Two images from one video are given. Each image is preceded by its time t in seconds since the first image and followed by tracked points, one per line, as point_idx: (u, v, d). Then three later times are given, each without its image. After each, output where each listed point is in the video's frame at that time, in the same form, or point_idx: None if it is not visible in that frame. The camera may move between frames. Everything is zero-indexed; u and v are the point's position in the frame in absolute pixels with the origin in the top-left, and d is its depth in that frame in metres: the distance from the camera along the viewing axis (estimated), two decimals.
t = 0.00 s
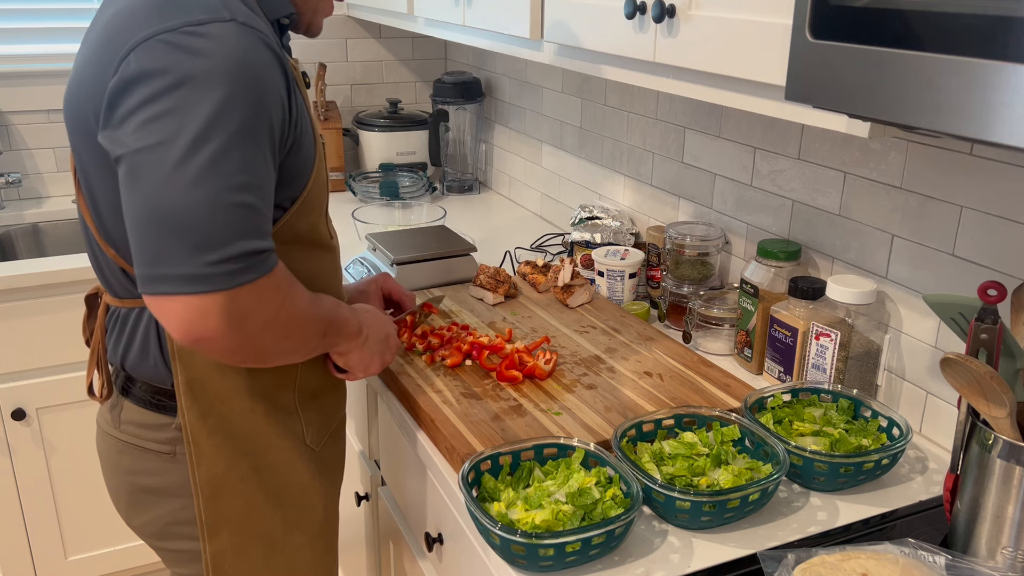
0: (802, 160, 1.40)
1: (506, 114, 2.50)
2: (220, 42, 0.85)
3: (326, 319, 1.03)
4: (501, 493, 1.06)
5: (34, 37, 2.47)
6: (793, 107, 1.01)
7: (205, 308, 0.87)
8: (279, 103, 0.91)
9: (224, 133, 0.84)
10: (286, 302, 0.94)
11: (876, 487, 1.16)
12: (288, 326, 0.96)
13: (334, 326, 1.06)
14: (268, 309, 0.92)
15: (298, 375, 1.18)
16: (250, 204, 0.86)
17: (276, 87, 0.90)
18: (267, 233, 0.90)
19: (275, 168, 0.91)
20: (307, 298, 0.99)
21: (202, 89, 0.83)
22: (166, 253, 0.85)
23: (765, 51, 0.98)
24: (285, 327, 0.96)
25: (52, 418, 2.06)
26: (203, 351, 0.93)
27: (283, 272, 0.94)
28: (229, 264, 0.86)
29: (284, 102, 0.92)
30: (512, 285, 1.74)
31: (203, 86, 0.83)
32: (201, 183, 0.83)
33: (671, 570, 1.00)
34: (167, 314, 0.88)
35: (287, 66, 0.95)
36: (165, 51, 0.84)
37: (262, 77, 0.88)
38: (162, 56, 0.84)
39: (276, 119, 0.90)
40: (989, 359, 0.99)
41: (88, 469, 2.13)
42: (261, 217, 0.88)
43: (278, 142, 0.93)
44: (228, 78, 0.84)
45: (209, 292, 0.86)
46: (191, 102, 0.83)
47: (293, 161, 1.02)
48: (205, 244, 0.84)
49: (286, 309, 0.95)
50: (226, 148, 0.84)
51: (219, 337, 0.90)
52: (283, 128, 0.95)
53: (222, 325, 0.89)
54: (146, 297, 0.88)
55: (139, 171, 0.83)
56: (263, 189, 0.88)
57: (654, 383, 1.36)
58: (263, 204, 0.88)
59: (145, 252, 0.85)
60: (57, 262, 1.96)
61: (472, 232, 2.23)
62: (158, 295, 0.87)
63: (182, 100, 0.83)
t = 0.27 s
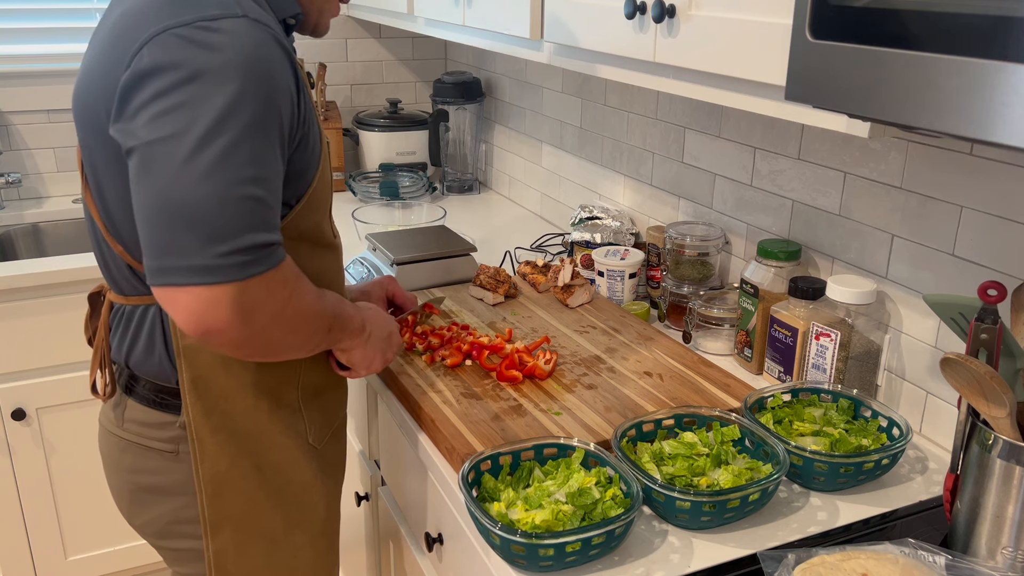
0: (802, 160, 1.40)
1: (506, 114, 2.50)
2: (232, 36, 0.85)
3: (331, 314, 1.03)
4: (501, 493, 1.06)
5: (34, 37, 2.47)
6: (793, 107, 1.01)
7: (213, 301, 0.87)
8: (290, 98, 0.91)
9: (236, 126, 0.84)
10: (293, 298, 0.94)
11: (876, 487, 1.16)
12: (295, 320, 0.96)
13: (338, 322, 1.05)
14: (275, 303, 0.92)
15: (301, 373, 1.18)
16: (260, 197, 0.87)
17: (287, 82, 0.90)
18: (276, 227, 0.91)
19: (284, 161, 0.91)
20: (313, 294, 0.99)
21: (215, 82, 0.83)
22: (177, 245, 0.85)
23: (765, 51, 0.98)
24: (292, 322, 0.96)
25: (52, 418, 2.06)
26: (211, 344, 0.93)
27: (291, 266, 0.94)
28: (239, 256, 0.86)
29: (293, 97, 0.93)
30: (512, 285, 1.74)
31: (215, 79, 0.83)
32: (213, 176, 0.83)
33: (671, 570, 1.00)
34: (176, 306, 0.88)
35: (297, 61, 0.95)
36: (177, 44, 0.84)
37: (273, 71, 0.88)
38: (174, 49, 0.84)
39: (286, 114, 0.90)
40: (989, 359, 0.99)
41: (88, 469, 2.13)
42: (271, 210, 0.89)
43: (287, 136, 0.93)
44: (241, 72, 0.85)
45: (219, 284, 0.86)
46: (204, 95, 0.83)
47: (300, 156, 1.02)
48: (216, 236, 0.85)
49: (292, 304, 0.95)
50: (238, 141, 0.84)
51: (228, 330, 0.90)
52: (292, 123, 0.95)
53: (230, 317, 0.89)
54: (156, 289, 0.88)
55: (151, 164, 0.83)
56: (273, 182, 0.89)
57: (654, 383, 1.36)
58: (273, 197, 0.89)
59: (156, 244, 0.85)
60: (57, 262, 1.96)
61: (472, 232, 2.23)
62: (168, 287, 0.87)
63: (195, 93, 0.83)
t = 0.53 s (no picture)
0: (802, 160, 1.40)
1: (506, 115, 2.50)
2: (244, 31, 0.86)
3: (343, 308, 1.03)
4: (501, 493, 1.06)
5: (34, 37, 2.47)
6: (793, 107, 1.01)
7: (229, 294, 0.87)
8: (301, 93, 0.91)
9: (250, 120, 0.84)
10: (308, 291, 0.94)
11: (876, 487, 1.16)
12: (310, 313, 0.96)
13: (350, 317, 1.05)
14: (290, 296, 0.92)
15: (307, 372, 1.18)
16: (274, 191, 0.87)
17: (299, 78, 0.90)
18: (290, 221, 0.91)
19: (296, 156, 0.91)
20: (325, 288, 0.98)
21: (229, 77, 0.83)
22: (194, 240, 0.84)
23: (765, 51, 0.98)
24: (307, 315, 0.96)
25: (53, 418, 2.06)
26: (227, 338, 0.92)
27: (305, 260, 0.94)
28: (255, 250, 0.86)
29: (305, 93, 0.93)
30: (512, 285, 1.74)
31: (230, 75, 0.84)
32: (228, 170, 0.83)
33: (671, 570, 1.00)
34: (193, 300, 0.88)
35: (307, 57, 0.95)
36: (190, 40, 0.84)
37: (286, 66, 0.88)
38: (187, 45, 0.84)
39: (298, 109, 0.91)
40: (989, 359, 0.99)
41: (88, 469, 2.13)
42: (285, 205, 0.89)
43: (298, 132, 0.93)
44: (254, 67, 0.85)
45: (236, 278, 0.86)
46: (218, 91, 0.83)
47: (307, 154, 1.02)
48: (232, 231, 0.84)
49: (307, 297, 0.94)
50: (253, 135, 0.84)
51: (244, 323, 0.90)
52: (302, 120, 0.95)
53: (246, 310, 0.89)
54: (172, 284, 0.88)
55: (166, 160, 0.83)
56: (286, 177, 0.89)
57: (654, 383, 1.36)
58: (286, 192, 0.89)
59: (172, 240, 0.85)
60: (57, 262, 1.96)
61: (472, 232, 2.23)
62: (184, 282, 0.87)
63: (209, 88, 0.83)
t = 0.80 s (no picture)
0: (802, 160, 1.40)
1: (506, 115, 2.50)
2: (259, 29, 0.86)
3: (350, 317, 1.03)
4: (501, 493, 1.06)
5: (34, 38, 2.47)
6: (792, 107, 1.01)
7: (251, 291, 0.87)
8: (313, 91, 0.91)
9: (265, 119, 0.84)
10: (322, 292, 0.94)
11: (876, 487, 1.16)
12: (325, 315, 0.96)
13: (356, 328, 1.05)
14: (307, 297, 0.92)
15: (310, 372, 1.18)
16: (291, 189, 0.87)
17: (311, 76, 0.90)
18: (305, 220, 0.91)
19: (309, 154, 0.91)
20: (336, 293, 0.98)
21: (244, 75, 0.84)
22: (213, 240, 0.84)
23: (766, 51, 0.98)
24: (322, 318, 0.95)
25: (53, 418, 2.06)
26: (245, 339, 0.91)
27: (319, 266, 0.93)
28: (273, 249, 0.86)
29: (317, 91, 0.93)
30: (512, 285, 1.74)
31: (245, 73, 0.84)
32: (247, 168, 0.83)
33: (671, 570, 1.00)
34: (212, 300, 0.87)
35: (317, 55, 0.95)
36: (205, 38, 0.84)
37: (299, 64, 0.88)
38: (202, 43, 0.84)
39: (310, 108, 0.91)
40: (989, 359, 0.99)
41: (88, 469, 2.13)
42: (301, 203, 0.89)
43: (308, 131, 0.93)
44: (269, 64, 0.85)
45: (257, 277, 0.86)
46: (234, 90, 0.83)
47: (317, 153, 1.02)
48: (251, 230, 0.84)
49: (322, 299, 0.94)
50: (270, 134, 0.84)
51: (264, 323, 0.89)
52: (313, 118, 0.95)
53: (268, 309, 0.88)
54: (190, 284, 0.87)
55: (184, 159, 0.83)
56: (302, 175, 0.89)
57: (654, 383, 1.36)
58: (302, 190, 0.89)
59: (190, 240, 0.85)
60: (57, 262, 1.96)
61: (472, 232, 2.23)
62: (203, 282, 0.86)
63: (226, 86, 0.83)
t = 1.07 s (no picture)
0: (802, 160, 1.40)
1: (506, 115, 2.50)
2: (223, 46, 0.85)
3: (340, 330, 1.03)
4: (501, 493, 1.06)
5: (34, 37, 2.47)
6: (792, 107, 1.01)
7: (214, 314, 0.87)
8: (285, 107, 0.90)
9: (229, 140, 0.83)
10: (299, 310, 0.94)
11: (876, 487, 1.16)
12: (302, 331, 0.96)
13: (349, 336, 1.05)
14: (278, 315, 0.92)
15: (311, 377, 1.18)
16: (258, 210, 0.86)
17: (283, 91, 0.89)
18: (277, 240, 0.90)
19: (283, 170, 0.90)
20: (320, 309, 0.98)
21: (207, 95, 0.83)
22: (177, 263, 0.85)
23: (766, 51, 0.98)
24: (297, 336, 0.96)
25: (53, 418, 2.06)
26: (214, 355, 0.93)
27: (294, 276, 0.94)
28: (237, 273, 0.86)
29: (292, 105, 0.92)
30: (512, 285, 1.74)
31: (207, 92, 0.83)
32: (209, 191, 0.82)
33: (671, 570, 1.00)
34: (177, 322, 0.88)
35: (293, 67, 0.94)
36: (169, 56, 0.83)
37: (268, 80, 0.87)
38: (165, 62, 0.83)
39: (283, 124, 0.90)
40: (989, 359, 0.99)
41: (89, 469, 2.13)
42: (270, 224, 0.88)
43: (285, 145, 0.93)
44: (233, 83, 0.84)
45: (220, 302, 0.86)
46: (196, 109, 0.82)
47: (300, 162, 1.01)
48: (213, 253, 0.84)
49: (298, 316, 0.95)
50: (234, 155, 0.84)
51: (227, 343, 0.90)
52: (291, 131, 0.94)
53: (231, 330, 0.89)
54: (157, 305, 0.88)
55: (147, 181, 0.82)
56: (272, 195, 0.88)
57: (654, 383, 1.36)
58: (271, 210, 0.88)
59: (155, 262, 0.85)
60: (57, 262, 1.96)
61: (472, 232, 2.23)
62: (169, 304, 0.87)
63: (189, 107, 0.82)
